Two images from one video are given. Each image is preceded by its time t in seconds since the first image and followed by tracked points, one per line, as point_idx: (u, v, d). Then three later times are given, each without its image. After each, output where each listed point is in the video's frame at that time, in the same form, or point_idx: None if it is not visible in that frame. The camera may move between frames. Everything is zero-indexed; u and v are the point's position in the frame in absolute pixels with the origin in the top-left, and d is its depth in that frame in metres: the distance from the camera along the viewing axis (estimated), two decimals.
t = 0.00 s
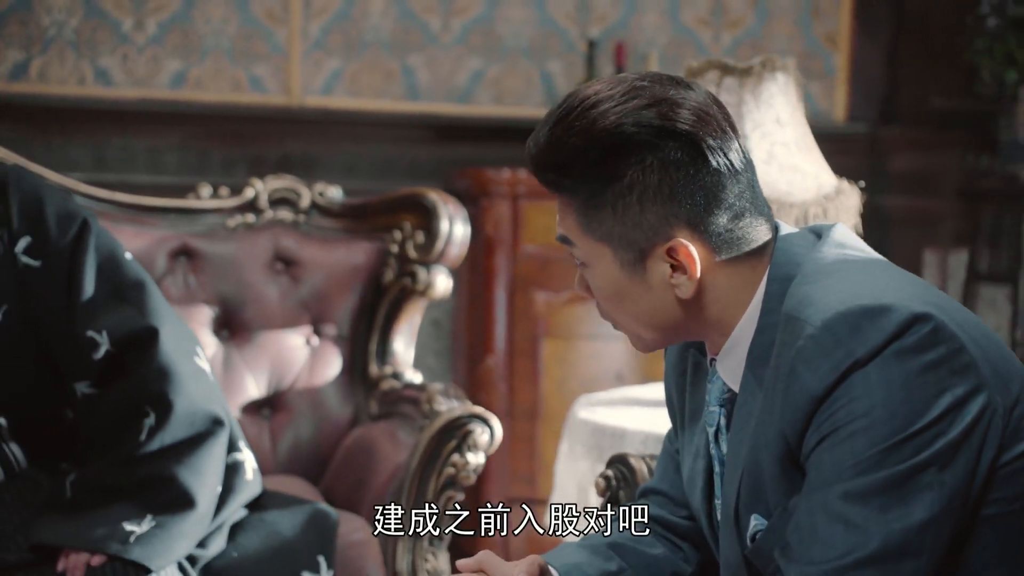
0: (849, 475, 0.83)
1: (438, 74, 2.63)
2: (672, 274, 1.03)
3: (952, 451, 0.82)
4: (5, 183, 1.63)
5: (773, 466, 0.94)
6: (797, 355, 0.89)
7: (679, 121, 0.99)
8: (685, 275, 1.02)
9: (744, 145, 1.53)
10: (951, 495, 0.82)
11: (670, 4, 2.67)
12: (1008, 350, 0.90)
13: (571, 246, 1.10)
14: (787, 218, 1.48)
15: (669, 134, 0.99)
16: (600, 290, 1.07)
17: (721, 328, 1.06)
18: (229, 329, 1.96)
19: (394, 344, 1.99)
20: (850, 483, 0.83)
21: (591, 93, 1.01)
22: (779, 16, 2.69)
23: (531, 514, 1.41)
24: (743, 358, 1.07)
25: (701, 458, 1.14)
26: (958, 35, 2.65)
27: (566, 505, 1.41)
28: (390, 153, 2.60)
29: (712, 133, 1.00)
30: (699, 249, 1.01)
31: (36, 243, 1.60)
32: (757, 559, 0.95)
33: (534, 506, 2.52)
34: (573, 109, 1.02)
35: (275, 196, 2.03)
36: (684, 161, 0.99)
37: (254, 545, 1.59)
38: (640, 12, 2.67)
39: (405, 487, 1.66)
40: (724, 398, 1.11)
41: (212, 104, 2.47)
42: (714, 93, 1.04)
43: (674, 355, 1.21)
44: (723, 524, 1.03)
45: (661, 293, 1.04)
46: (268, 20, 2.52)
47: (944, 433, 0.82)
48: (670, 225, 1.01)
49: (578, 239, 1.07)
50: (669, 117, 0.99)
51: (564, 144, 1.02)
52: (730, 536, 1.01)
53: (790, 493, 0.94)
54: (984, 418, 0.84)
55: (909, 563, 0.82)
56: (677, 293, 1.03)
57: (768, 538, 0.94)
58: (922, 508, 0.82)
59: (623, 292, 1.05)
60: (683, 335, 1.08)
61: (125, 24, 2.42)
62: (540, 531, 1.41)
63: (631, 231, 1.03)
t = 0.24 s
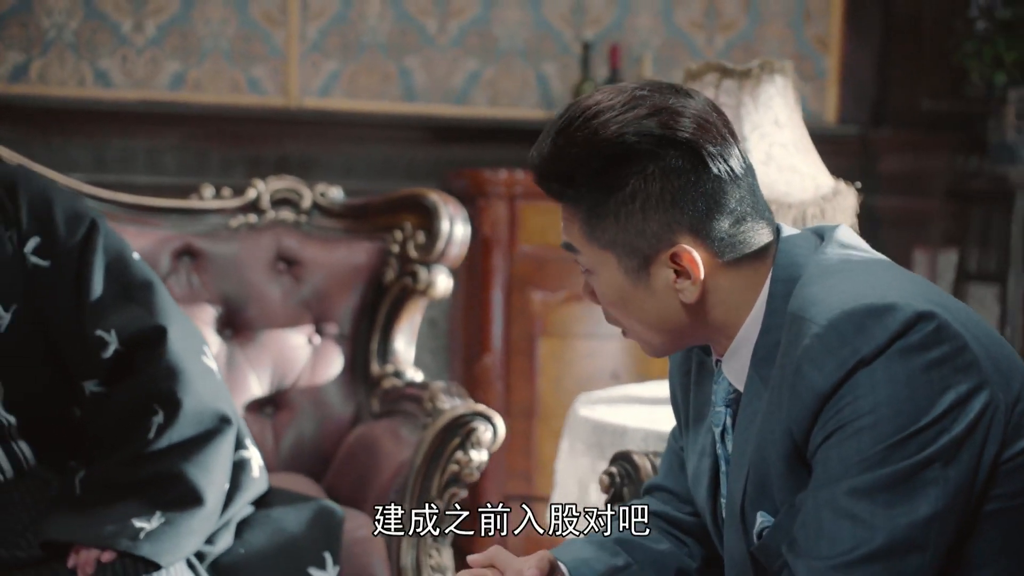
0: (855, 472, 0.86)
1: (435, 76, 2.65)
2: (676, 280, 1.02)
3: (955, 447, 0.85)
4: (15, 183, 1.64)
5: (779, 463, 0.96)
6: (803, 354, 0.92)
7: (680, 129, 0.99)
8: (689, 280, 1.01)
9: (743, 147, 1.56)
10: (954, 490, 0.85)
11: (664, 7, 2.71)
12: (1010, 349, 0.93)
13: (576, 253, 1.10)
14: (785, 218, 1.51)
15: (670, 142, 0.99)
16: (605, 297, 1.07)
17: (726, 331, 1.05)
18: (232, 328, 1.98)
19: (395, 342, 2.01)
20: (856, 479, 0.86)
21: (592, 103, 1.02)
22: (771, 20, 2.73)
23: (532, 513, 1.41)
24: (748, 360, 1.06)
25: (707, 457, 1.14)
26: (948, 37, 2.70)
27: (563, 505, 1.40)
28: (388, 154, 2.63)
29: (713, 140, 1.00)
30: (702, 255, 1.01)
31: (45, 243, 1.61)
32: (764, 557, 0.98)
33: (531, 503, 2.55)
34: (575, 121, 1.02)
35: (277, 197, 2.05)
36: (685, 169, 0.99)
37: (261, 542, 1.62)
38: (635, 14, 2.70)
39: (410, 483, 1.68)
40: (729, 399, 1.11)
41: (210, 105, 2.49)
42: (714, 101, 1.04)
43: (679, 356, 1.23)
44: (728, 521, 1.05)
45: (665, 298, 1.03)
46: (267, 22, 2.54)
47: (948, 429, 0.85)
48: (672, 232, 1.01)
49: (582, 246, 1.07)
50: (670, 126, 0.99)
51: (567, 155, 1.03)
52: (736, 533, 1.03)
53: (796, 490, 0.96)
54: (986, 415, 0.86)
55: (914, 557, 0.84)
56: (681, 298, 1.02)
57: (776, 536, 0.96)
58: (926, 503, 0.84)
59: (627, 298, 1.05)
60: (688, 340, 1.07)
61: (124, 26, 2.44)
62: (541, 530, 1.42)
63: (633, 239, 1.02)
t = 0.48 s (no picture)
0: (863, 470, 0.88)
1: (433, 78, 2.67)
2: (684, 280, 1.04)
3: (961, 445, 0.87)
4: (23, 184, 1.65)
5: (787, 461, 0.98)
6: (812, 353, 0.94)
7: (689, 130, 1.01)
8: (698, 280, 1.03)
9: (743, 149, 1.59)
10: (960, 487, 0.87)
11: (660, 9, 2.73)
12: (1014, 349, 0.95)
13: (584, 252, 1.11)
14: (784, 218, 1.53)
15: (679, 143, 1.01)
16: (613, 296, 1.08)
17: (733, 331, 1.06)
18: (236, 328, 2.00)
19: (398, 342, 2.02)
20: (864, 477, 0.88)
21: (602, 104, 1.03)
22: (767, 22, 2.76)
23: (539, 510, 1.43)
24: (755, 359, 1.08)
25: (714, 455, 1.16)
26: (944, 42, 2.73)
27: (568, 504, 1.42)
28: (386, 155, 2.65)
29: (722, 141, 1.01)
30: (710, 255, 1.02)
31: (55, 245, 1.62)
32: (771, 554, 1.01)
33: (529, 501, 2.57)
34: (586, 121, 1.03)
35: (280, 198, 2.07)
36: (695, 170, 1.01)
37: (268, 540, 1.63)
38: (631, 16, 2.72)
39: (416, 480, 1.70)
40: (737, 397, 1.12)
41: (211, 107, 2.50)
42: (721, 102, 1.06)
43: (684, 354, 1.24)
44: (734, 519, 1.06)
45: (674, 298, 1.05)
46: (267, 25, 2.55)
47: (954, 428, 0.87)
48: (682, 232, 1.03)
49: (591, 246, 1.08)
50: (680, 127, 1.01)
51: (577, 155, 1.04)
52: (744, 531, 1.04)
53: (804, 488, 0.98)
54: (992, 414, 0.89)
55: (922, 553, 0.87)
56: (689, 298, 1.04)
57: (784, 533, 0.98)
58: (933, 500, 0.87)
59: (635, 298, 1.06)
60: (695, 339, 1.08)
61: (125, 29, 2.45)
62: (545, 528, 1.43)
63: (643, 239, 1.04)
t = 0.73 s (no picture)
0: (879, 469, 0.91)
1: (437, 81, 2.70)
2: (701, 280, 1.06)
3: (976, 445, 0.90)
4: (41, 187, 1.66)
5: (803, 460, 1.01)
6: (828, 353, 0.97)
7: (706, 132, 1.04)
8: (714, 280, 1.06)
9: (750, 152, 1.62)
10: (975, 485, 0.90)
11: (661, 13, 2.75)
12: None
13: (601, 254, 1.13)
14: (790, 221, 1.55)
15: (697, 145, 1.04)
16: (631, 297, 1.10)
17: (748, 333, 1.09)
18: (247, 328, 2.03)
19: (406, 343, 2.04)
20: (880, 475, 0.91)
21: (620, 108, 1.06)
22: (766, 26, 2.79)
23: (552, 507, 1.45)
24: (770, 360, 1.11)
25: (728, 453, 1.19)
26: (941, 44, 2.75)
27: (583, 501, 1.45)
28: (390, 156, 2.65)
29: (738, 143, 1.05)
30: (727, 255, 1.05)
31: (72, 247, 1.64)
32: (786, 550, 1.03)
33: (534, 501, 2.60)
34: (604, 124, 1.07)
35: (290, 200, 2.09)
36: (712, 172, 1.04)
37: (282, 538, 1.65)
38: (632, 20, 2.74)
39: (427, 479, 1.72)
40: (752, 397, 1.15)
41: (217, 109, 2.53)
42: (737, 107, 1.09)
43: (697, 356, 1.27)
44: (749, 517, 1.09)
45: (689, 298, 1.07)
46: (273, 29, 2.58)
47: (968, 427, 0.90)
48: (698, 233, 1.05)
49: (608, 247, 1.11)
50: (697, 130, 1.04)
51: (595, 157, 1.07)
52: (759, 529, 1.07)
53: (820, 486, 1.01)
54: (1006, 413, 0.92)
55: (937, 551, 0.90)
56: (705, 298, 1.07)
57: (799, 530, 1.01)
58: (949, 499, 0.90)
59: (652, 298, 1.09)
60: (710, 340, 1.11)
61: (133, 33, 2.49)
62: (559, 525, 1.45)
63: (661, 240, 1.06)
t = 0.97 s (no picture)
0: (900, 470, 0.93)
1: (445, 86, 2.72)
2: (721, 282, 1.08)
3: (996, 446, 0.92)
4: (63, 193, 1.68)
5: (824, 460, 1.03)
6: (849, 355, 0.99)
7: (726, 136, 1.04)
8: (735, 282, 1.07)
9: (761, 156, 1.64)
10: (996, 486, 0.93)
11: (667, 20, 2.78)
12: None
13: (621, 256, 1.14)
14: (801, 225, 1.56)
15: (718, 149, 1.04)
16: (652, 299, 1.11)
17: (767, 335, 1.11)
18: (261, 330, 2.06)
19: (419, 345, 2.06)
20: (902, 475, 0.93)
21: (641, 111, 1.07)
22: (770, 32, 2.81)
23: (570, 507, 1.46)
24: (790, 360, 1.12)
25: (747, 454, 1.20)
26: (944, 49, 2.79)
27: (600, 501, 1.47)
28: (399, 161, 2.68)
29: (758, 146, 1.05)
30: (747, 258, 1.06)
31: (93, 251, 1.66)
32: (806, 550, 1.06)
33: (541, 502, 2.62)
34: (625, 128, 1.07)
35: (303, 204, 2.11)
36: (733, 175, 1.04)
37: (301, 538, 1.67)
38: (639, 26, 2.78)
39: (443, 480, 1.74)
40: (771, 399, 1.17)
41: (228, 114, 2.56)
42: (757, 109, 1.10)
43: (715, 358, 1.29)
44: (768, 518, 1.11)
45: (708, 300, 1.08)
46: (283, 35, 2.61)
47: (989, 428, 0.93)
48: (719, 236, 1.06)
49: (629, 249, 1.11)
50: (718, 134, 1.04)
51: (616, 161, 1.07)
52: (778, 529, 1.09)
53: (840, 486, 1.03)
54: None
55: (958, 550, 0.92)
56: (726, 300, 1.08)
57: (819, 530, 1.03)
58: (970, 499, 0.92)
59: (673, 300, 1.10)
60: (729, 342, 1.12)
61: (145, 38, 2.51)
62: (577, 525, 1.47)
63: (682, 244, 1.07)
